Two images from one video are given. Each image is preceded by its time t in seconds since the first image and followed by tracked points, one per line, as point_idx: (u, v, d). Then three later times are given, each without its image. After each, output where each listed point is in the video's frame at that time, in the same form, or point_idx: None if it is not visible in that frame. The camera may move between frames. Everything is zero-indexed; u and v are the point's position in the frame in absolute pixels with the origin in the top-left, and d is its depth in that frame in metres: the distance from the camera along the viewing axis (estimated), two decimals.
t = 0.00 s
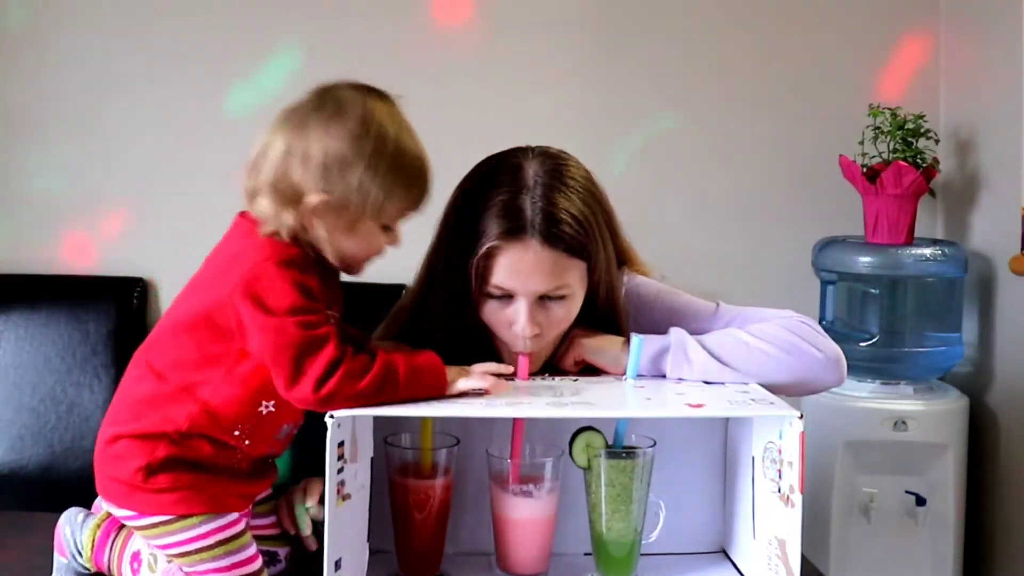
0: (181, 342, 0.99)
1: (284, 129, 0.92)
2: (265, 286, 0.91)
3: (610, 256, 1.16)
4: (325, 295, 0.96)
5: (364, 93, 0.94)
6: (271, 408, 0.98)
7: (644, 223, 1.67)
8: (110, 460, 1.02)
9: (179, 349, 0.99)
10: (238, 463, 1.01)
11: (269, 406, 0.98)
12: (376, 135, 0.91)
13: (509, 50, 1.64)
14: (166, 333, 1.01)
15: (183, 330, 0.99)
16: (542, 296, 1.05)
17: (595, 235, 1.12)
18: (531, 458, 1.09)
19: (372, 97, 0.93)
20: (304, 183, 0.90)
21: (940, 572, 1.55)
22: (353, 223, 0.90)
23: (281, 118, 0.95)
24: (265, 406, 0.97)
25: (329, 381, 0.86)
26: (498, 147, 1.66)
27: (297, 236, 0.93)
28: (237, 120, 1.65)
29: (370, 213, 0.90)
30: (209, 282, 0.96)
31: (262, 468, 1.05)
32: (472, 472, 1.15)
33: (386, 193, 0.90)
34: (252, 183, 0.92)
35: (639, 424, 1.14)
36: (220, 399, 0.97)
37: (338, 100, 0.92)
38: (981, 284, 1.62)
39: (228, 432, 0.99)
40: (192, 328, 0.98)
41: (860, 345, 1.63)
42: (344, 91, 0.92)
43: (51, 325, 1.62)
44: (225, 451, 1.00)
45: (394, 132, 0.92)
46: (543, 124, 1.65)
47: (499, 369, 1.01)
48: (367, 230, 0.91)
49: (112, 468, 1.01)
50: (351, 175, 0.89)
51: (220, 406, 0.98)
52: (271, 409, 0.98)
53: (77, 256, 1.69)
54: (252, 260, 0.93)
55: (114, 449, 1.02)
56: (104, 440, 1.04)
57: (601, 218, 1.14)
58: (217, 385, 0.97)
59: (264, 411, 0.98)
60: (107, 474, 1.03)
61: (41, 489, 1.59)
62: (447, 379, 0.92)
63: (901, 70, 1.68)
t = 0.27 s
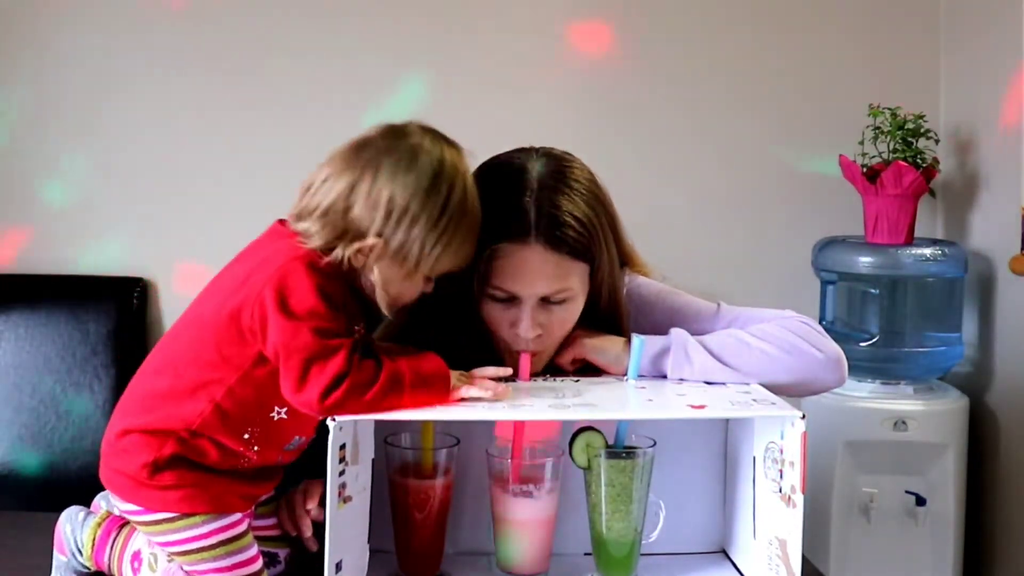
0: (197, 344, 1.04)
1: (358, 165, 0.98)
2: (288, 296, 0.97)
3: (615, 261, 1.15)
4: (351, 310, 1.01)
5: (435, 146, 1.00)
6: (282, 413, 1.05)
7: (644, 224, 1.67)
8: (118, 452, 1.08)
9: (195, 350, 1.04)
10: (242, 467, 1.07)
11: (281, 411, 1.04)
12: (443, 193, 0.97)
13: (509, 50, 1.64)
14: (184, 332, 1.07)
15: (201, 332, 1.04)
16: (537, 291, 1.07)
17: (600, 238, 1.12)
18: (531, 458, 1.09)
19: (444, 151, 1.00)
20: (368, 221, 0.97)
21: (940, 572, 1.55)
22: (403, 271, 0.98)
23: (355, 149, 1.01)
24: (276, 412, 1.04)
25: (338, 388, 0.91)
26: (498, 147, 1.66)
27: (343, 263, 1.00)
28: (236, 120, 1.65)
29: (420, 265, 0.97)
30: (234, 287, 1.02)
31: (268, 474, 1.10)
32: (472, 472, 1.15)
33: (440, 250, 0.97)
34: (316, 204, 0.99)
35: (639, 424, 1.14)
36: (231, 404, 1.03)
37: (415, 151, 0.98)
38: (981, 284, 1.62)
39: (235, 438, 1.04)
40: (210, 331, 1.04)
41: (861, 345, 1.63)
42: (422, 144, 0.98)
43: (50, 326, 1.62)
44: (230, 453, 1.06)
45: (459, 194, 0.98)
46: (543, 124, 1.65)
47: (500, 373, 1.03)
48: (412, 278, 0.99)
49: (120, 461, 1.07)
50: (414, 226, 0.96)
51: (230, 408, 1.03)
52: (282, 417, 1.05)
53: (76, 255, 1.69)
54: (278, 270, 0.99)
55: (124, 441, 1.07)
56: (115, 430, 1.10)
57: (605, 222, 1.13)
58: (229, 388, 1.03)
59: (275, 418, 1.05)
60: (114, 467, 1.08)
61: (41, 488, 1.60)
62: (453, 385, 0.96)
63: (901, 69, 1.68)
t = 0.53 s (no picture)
0: (201, 347, 1.09)
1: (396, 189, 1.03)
2: (292, 300, 1.01)
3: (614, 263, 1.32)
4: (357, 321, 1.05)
5: (469, 182, 1.07)
6: (281, 416, 1.10)
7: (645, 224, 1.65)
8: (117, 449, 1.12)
9: (198, 352, 1.09)
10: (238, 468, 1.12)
11: (279, 412, 1.09)
12: (475, 233, 1.04)
13: (509, 50, 1.63)
14: (189, 334, 1.12)
15: (205, 336, 1.09)
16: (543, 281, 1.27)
17: (601, 227, 1.29)
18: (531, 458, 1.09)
19: (478, 189, 1.06)
20: (398, 246, 1.02)
21: (940, 572, 1.55)
22: (421, 299, 1.03)
23: (393, 172, 1.05)
24: (274, 414, 1.09)
25: (339, 391, 0.93)
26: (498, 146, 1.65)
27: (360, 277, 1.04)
28: (236, 120, 1.65)
29: (440, 296, 1.03)
30: (240, 292, 1.07)
31: (264, 474, 1.15)
32: (472, 472, 1.15)
33: (462, 287, 1.03)
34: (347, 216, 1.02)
35: (640, 424, 1.15)
36: (231, 405, 1.08)
37: (454, 186, 1.04)
38: (981, 285, 1.62)
39: (234, 439, 1.09)
40: (213, 335, 1.08)
41: (861, 345, 1.64)
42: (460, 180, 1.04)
43: (51, 326, 1.64)
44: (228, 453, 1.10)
45: (488, 236, 1.05)
46: (542, 124, 1.64)
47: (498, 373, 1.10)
48: (428, 306, 1.04)
49: (118, 459, 1.12)
50: (443, 261, 1.01)
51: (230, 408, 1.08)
52: (280, 419, 1.10)
53: (76, 256, 1.69)
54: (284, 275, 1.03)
55: (125, 439, 1.12)
56: (116, 426, 1.14)
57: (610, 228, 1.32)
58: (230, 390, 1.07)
59: (273, 420, 1.10)
60: (113, 465, 1.13)
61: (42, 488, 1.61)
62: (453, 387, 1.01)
63: (902, 69, 1.68)
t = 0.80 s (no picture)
0: (200, 347, 1.08)
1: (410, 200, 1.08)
2: (293, 300, 1.00)
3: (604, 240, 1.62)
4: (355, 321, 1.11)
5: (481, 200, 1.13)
6: (279, 417, 1.10)
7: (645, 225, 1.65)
8: (112, 450, 1.12)
9: (197, 353, 1.08)
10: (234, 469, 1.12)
11: (276, 413, 1.10)
12: (483, 247, 1.10)
13: (509, 50, 1.63)
14: (188, 334, 1.11)
15: (204, 336, 1.08)
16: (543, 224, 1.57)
17: (586, 172, 1.62)
18: (531, 458, 1.09)
19: (490, 206, 1.13)
20: (410, 256, 1.08)
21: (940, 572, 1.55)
22: (427, 308, 1.10)
23: (406, 183, 1.10)
24: (272, 415, 1.09)
25: (340, 393, 0.93)
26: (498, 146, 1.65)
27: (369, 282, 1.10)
28: (236, 121, 1.65)
29: (446, 306, 1.10)
30: (240, 292, 1.06)
31: (260, 474, 1.15)
32: (473, 472, 1.15)
33: (467, 299, 1.10)
34: (361, 222, 1.08)
35: (639, 425, 1.15)
36: (228, 407, 1.07)
37: (465, 200, 1.10)
38: (981, 284, 1.62)
39: (231, 440, 1.09)
40: (212, 335, 1.08)
41: (861, 345, 1.64)
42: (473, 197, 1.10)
43: (51, 325, 1.66)
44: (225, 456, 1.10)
45: (496, 252, 1.12)
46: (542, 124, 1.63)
47: (497, 376, 1.13)
48: (432, 315, 1.11)
49: (113, 461, 1.12)
50: (453, 272, 1.08)
51: (228, 410, 1.08)
52: (277, 420, 1.10)
53: (74, 256, 1.68)
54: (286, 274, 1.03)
55: (122, 440, 1.11)
56: (112, 428, 1.13)
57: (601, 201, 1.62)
58: (228, 392, 1.07)
59: (270, 420, 1.10)
60: (109, 467, 1.13)
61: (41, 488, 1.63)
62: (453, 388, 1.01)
63: (903, 69, 1.68)
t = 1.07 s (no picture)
0: (202, 347, 1.09)
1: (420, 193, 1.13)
2: (294, 298, 1.01)
3: (589, 226, 1.62)
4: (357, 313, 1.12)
5: (488, 198, 1.18)
6: (279, 417, 1.10)
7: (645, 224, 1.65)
8: (111, 450, 1.12)
9: (199, 353, 1.09)
10: (233, 469, 1.12)
11: (277, 413, 1.10)
12: (486, 240, 1.15)
13: (509, 50, 1.63)
14: (190, 335, 1.11)
15: (206, 336, 1.09)
16: (533, 202, 1.58)
17: (573, 152, 1.62)
18: (531, 459, 1.09)
19: (494, 204, 1.19)
20: (419, 246, 1.12)
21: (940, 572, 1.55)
22: (433, 299, 1.14)
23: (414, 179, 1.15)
24: (272, 415, 1.10)
25: (339, 391, 0.93)
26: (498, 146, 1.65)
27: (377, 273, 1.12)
28: (236, 121, 1.65)
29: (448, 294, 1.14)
30: (243, 291, 1.07)
31: (260, 475, 1.16)
32: (472, 472, 1.15)
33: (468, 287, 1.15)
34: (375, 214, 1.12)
35: (639, 425, 1.15)
36: (229, 406, 1.08)
37: (471, 196, 1.15)
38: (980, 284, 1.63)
39: (231, 439, 1.09)
40: (214, 335, 1.08)
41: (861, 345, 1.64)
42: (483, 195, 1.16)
43: (51, 325, 1.67)
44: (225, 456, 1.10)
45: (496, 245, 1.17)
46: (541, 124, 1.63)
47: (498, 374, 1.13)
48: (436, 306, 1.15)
49: (113, 461, 1.12)
50: (460, 263, 1.13)
51: (228, 411, 1.08)
52: (278, 420, 1.10)
53: (74, 256, 1.68)
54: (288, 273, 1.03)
55: (122, 441, 1.11)
56: (112, 429, 1.14)
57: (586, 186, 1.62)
58: (228, 392, 1.07)
59: (270, 420, 1.10)
60: (109, 466, 1.13)
61: (43, 492, 1.64)
62: (452, 388, 1.01)
63: (903, 69, 1.68)
